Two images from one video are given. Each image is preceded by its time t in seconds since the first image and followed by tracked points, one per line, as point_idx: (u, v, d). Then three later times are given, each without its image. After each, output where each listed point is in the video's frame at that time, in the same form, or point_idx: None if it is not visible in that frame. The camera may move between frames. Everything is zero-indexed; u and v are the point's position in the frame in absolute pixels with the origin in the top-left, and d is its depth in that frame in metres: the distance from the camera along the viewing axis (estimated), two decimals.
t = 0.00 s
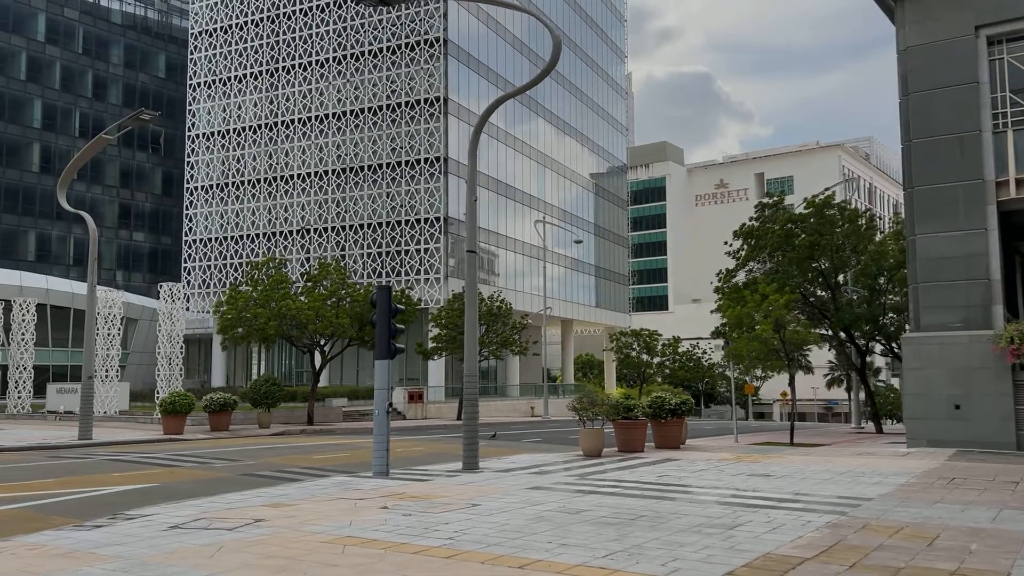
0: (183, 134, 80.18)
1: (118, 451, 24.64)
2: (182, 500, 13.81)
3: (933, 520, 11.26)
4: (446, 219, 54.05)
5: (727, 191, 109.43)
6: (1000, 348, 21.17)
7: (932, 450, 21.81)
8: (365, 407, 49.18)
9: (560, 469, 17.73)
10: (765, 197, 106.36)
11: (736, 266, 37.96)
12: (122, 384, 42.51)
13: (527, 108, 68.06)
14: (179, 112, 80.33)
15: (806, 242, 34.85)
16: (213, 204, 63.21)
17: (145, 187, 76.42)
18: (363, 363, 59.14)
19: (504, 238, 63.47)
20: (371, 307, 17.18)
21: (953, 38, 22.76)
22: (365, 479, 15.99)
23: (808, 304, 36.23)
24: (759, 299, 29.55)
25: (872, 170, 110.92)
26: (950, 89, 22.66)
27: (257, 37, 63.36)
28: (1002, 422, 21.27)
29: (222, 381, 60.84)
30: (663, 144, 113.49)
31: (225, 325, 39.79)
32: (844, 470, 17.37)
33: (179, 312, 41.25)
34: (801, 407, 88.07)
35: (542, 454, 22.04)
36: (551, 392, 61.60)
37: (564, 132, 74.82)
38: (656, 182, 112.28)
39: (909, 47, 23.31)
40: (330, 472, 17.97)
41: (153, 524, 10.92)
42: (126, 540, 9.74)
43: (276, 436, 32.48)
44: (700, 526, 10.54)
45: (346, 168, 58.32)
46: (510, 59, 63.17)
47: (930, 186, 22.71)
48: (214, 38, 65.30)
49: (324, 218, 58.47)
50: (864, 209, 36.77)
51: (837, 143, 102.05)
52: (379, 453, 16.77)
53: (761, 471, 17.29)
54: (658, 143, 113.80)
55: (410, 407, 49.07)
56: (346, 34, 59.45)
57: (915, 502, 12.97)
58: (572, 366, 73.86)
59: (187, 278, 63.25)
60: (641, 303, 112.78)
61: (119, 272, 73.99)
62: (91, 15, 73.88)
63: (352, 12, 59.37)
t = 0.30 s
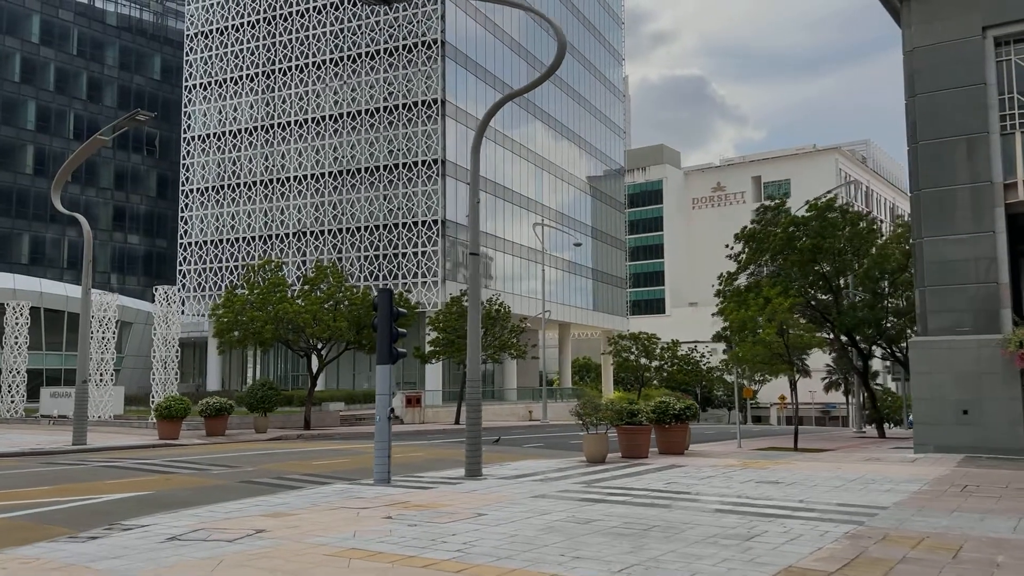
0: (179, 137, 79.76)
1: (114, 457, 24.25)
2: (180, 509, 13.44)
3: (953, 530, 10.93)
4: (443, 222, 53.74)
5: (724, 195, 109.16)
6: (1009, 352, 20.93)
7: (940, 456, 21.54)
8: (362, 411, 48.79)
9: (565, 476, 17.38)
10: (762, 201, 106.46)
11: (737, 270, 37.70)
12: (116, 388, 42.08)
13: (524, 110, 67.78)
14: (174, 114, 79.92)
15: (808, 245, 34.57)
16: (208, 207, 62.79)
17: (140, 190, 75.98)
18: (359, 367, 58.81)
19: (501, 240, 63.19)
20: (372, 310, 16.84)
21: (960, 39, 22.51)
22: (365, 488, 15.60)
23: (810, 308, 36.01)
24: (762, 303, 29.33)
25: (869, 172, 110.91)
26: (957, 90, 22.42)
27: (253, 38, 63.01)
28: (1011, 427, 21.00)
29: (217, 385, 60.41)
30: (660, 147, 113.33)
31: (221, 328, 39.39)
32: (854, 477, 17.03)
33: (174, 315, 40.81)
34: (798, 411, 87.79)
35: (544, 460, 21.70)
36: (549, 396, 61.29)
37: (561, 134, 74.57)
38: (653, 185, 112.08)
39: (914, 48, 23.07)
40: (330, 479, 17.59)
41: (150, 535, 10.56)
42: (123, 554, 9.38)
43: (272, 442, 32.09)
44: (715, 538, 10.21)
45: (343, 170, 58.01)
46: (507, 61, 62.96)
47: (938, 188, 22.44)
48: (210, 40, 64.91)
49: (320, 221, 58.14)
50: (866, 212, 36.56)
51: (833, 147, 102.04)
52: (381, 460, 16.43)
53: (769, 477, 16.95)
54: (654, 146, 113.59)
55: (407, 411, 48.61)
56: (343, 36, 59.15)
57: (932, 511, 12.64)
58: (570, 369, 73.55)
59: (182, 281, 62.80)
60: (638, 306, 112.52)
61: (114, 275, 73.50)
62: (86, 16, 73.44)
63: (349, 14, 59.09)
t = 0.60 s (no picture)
0: (175, 137, 79.33)
1: (110, 459, 23.88)
2: (179, 512, 13.12)
3: (974, 534, 10.67)
4: (441, 223, 53.44)
5: (720, 197, 109.56)
6: (1017, 352, 20.73)
7: (947, 457, 21.33)
8: (360, 413, 48.45)
9: (570, 478, 17.08)
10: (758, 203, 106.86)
11: (738, 270, 37.46)
12: (111, 390, 41.70)
13: (522, 111, 67.55)
14: (170, 115, 79.54)
15: (811, 245, 34.32)
16: (204, 208, 62.41)
17: (135, 190, 75.55)
18: (356, 368, 58.51)
19: (499, 241, 62.95)
20: (375, 309, 16.55)
21: (967, 36, 22.31)
22: (368, 490, 15.29)
23: (813, 309, 35.79)
24: (765, 303, 29.10)
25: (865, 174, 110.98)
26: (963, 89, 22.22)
27: (250, 38, 62.71)
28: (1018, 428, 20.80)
29: (213, 387, 60.00)
30: (657, 149, 113.14)
31: (218, 329, 39.02)
32: (864, 479, 16.76)
33: (170, 316, 40.37)
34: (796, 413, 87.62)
35: (547, 462, 21.40)
36: (547, 397, 61.01)
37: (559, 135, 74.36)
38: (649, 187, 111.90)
39: (921, 46, 22.85)
40: (331, 481, 17.27)
41: (149, 539, 10.26)
42: (122, 559, 9.07)
43: (271, 443, 31.77)
44: (731, 541, 9.94)
45: (340, 171, 57.72)
46: (505, 62, 62.72)
47: (944, 187, 22.23)
48: (206, 40, 64.56)
49: (318, 222, 57.83)
50: (868, 212, 36.30)
51: (830, 148, 102.03)
52: (383, 462, 16.14)
53: (778, 480, 16.69)
54: (651, 148, 113.35)
55: (406, 413, 48.17)
56: (341, 35, 58.87)
57: (948, 514, 12.39)
58: (567, 371, 73.30)
59: (178, 282, 62.38)
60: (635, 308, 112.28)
61: (109, 276, 73.04)
62: (81, 16, 72.99)
63: (346, 14, 58.80)
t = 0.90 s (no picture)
0: (170, 138, 78.90)
1: (104, 463, 23.49)
2: (178, 518, 12.81)
3: (996, 541, 10.39)
4: (438, 224, 53.11)
5: (717, 199, 109.44)
6: None
7: (954, 460, 21.10)
8: (357, 415, 48.13)
9: (574, 482, 16.78)
10: (754, 205, 106.70)
11: (738, 272, 37.24)
12: (105, 392, 41.30)
13: (519, 112, 67.28)
14: (165, 116, 79.09)
15: (813, 246, 34.07)
16: (200, 208, 62.02)
17: (130, 191, 75.11)
18: (352, 370, 58.19)
19: (496, 242, 62.67)
20: (376, 311, 16.25)
21: (975, 35, 22.08)
22: (369, 495, 14.97)
23: (814, 311, 35.53)
24: (767, 305, 28.85)
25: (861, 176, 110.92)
26: (970, 88, 21.99)
27: (246, 38, 62.35)
28: None
29: (208, 389, 59.65)
30: (652, 150, 112.94)
31: (214, 330, 38.62)
32: (874, 483, 16.47)
33: (166, 317, 40.01)
34: (792, 415, 87.45)
35: (549, 466, 21.08)
36: (545, 399, 60.78)
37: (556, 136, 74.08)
38: (646, 189, 111.73)
39: (926, 45, 22.64)
40: (330, 486, 16.95)
41: (147, 548, 9.94)
42: (119, 569, 8.76)
43: (268, 447, 31.47)
44: (748, 549, 9.66)
45: (336, 171, 57.39)
46: (502, 62, 62.45)
47: (949, 188, 22.03)
48: (202, 40, 64.18)
49: (314, 222, 57.49)
50: (869, 213, 35.98)
51: (827, 150, 101.88)
52: (385, 467, 15.83)
53: (786, 484, 16.40)
54: (647, 150, 113.08)
55: (403, 416, 47.85)
56: (337, 35, 58.54)
57: (965, 519, 12.11)
58: (564, 373, 73.06)
59: (172, 283, 61.99)
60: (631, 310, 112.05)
61: (103, 277, 72.57)
62: (75, 16, 72.49)
63: (343, 14, 58.46)
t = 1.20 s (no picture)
0: (164, 138, 78.43)
1: (98, 465, 23.12)
2: (175, 521, 12.48)
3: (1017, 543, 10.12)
4: (435, 223, 52.79)
5: (712, 200, 108.89)
6: None
7: (961, 461, 20.90)
8: (352, 416, 47.81)
9: (577, 484, 16.46)
10: (750, 207, 106.38)
11: (738, 271, 37.02)
12: (98, 392, 40.97)
13: (516, 112, 67.02)
14: (160, 115, 78.63)
15: (814, 246, 33.81)
16: (194, 208, 61.60)
17: (123, 191, 74.59)
18: (348, 371, 57.85)
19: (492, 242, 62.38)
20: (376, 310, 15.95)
21: (981, 31, 21.87)
22: (371, 497, 14.64)
23: (813, 312, 35.27)
24: (768, 305, 28.65)
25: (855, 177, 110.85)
26: (975, 86, 21.82)
27: (241, 37, 61.96)
28: None
29: (202, 390, 59.25)
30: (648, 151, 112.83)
31: (209, 330, 38.29)
32: (883, 484, 16.18)
33: (161, 316, 39.62)
34: (788, 415, 87.29)
35: (550, 467, 20.76)
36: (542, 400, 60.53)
37: (552, 136, 73.82)
38: (642, 189, 111.53)
39: (932, 41, 22.46)
40: (329, 487, 16.60)
41: (144, 552, 9.62)
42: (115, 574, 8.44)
43: (265, 447, 31.19)
44: (765, 552, 9.39)
45: (332, 171, 57.05)
46: (499, 62, 62.17)
47: (955, 185, 21.82)
48: (197, 38, 63.77)
49: (310, 222, 57.13)
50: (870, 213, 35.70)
51: (822, 151, 101.82)
52: (386, 468, 15.52)
53: (794, 485, 16.11)
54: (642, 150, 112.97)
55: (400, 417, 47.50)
56: (333, 34, 58.21)
57: (982, 521, 11.84)
58: (560, 374, 72.74)
59: (167, 283, 61.55)
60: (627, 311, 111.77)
61: (97, 277, 72.05)
62: (69, 15, 72.00)
63: (339, 12, 58.12)
